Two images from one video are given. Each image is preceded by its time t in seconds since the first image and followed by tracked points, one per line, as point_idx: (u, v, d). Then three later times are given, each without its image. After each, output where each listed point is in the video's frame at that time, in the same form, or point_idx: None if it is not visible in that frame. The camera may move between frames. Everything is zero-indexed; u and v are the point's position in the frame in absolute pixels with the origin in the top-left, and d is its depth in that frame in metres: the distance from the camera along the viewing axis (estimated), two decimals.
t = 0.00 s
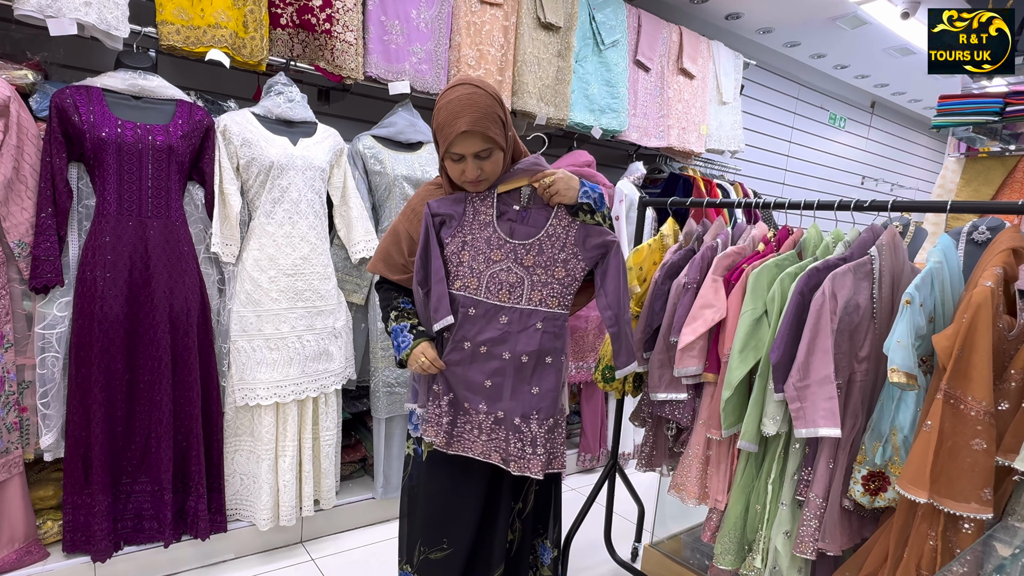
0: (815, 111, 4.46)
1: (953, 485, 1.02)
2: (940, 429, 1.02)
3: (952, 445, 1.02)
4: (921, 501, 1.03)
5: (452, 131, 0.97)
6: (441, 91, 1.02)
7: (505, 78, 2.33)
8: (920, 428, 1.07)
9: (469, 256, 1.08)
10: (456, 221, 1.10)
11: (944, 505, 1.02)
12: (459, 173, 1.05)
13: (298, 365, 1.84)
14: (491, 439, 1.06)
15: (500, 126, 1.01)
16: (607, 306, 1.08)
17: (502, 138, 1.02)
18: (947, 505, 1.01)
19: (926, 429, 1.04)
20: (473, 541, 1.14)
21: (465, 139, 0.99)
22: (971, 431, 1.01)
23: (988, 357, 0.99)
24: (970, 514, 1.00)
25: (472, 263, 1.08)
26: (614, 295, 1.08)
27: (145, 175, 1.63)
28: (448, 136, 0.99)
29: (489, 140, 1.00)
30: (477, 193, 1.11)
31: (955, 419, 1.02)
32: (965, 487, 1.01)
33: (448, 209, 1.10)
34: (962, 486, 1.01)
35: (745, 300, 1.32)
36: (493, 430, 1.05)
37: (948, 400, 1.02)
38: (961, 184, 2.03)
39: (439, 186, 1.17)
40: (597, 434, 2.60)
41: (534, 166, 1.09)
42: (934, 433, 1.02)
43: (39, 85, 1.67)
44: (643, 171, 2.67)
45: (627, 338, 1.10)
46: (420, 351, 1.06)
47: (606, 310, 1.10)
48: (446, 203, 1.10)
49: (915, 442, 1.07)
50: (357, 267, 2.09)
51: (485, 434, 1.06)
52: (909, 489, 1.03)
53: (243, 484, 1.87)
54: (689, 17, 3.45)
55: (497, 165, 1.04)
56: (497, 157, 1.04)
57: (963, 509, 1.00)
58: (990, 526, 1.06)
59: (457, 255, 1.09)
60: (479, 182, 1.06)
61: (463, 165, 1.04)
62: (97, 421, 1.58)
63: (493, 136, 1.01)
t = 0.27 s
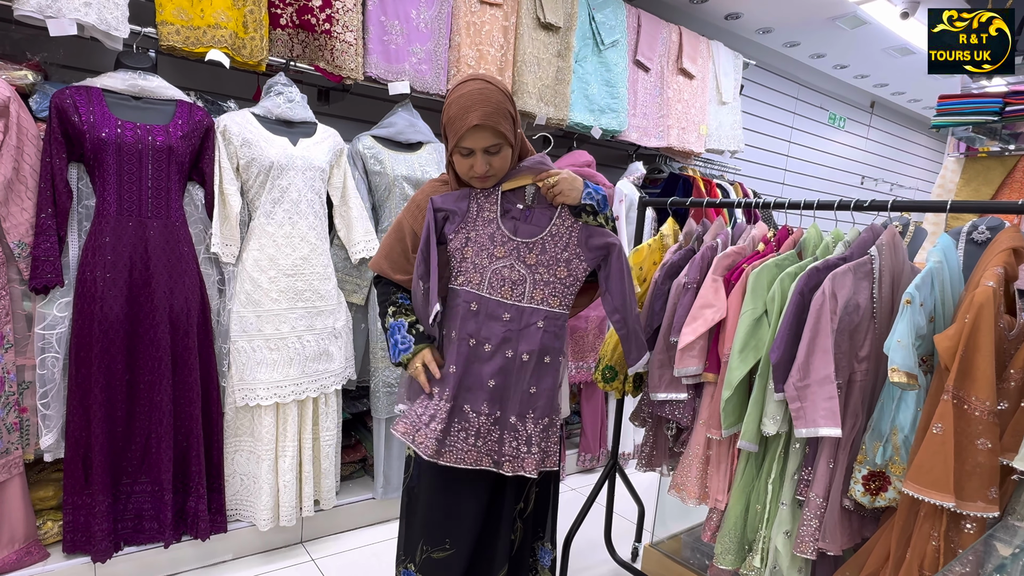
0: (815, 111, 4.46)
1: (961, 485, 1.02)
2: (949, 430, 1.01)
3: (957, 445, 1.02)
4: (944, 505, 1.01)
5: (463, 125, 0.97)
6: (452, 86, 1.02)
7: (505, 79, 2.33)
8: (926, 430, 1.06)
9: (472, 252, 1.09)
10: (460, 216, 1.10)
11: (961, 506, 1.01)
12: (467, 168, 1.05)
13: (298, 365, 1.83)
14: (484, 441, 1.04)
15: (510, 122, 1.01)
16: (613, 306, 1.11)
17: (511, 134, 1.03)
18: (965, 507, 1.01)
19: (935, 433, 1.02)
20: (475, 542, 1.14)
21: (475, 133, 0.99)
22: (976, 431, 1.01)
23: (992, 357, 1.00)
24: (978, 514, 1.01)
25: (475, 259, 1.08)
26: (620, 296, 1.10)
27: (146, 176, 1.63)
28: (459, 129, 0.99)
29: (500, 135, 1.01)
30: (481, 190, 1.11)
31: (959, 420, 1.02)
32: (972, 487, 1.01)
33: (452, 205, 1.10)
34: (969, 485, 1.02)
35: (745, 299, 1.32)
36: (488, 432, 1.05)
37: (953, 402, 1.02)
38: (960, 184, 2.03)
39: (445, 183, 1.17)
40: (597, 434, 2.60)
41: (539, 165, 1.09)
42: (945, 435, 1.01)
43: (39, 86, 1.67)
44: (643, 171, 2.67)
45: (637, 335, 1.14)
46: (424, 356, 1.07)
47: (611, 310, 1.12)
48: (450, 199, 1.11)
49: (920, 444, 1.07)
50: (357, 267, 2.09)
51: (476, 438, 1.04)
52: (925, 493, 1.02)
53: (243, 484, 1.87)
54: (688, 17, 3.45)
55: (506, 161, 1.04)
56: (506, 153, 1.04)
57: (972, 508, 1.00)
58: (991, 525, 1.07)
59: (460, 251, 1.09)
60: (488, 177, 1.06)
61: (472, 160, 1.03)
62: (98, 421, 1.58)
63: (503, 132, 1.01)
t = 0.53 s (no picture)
0: (814, 110, 4.46)
1: (960, 484, 1.02)
2: (949, 430, 1.01)
3: (957, 445, 1.02)
4: (940, 505, 1.02)
5: (470, 121, 0.98)
6: (457, 85, 1.03)
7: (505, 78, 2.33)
8: (927, 429, 1.06)
9: (476, 250, 1.07)
10: (463, 216, 1.09)
11: (957, 506, 1.02)
12: (473, 166, 1.05)
13: (298, 365, 1.83)
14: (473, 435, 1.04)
15: (516, 119, 1.03)
16: (612, 302, 1.10)
17: (516, 131, 1.04)
18: (960, 507, 1.01)
19: (934, 431, 1.03)
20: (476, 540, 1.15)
21: (482, 130, 1.00)
22: (976, 431, 1.01)
23: (992, 357, 1.00)
24: (977, 514, 1.01)
25: (479, 257, 1.06)
26: (619, 293, 1.09)
27: (145, 176, 1.63)
28: (466, 127, 1.00)
29: (505, 132, 1.02)
30: (484, 189, 1.10)
31: (960, 420, 1.02)
32: (972, 487, 1.01)
33: (454, 204, 1.09)
34: (969, 485, 1.02)
35: (745, 298, 1.32)
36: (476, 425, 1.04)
37: (953, 402, 1.02)
38: (960, 183, 2.03)
39: (447, 183, 1.17)
40: (596, 434, 2.60)
41: (542, 163, 1.10)
42: (945, 434, 1.01)
43: (37, 86, 1.66)
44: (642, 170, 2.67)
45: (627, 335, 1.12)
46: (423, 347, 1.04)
47: (609, 306, 1.11)
48: (452, 198, 1.10)
49: (920, 444, 1.07)
50: (356, 267, 2.09)
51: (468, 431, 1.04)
52: (923, 493, 1.02)
53: (242, 484, 1.87)
54: (688, 17, 3.45)
55: (510, 158, 1.06)
56: (511, 150, 1.05)
57: (971, 509, 1.00)
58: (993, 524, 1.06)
59: (465, 250, 1.07)
60: (493, 175, 1.07)
61: (477, 156, 1.04)
62: (97, 422, 1.57)
63: (509, 128, 1.03)
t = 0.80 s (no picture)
0: (814, 109, 4.45)
1: (958, 482, 1.02)
2: (947, 429, 1.01)
3: (956, 444, 1.02)
4: (933, 502, 1.02)
5: (487, 101, 1.00)
6: (455, 83, 1.06)
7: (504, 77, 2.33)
8: (926, 428, 1.06)
9: (472, 237, 1.09)
10: (466, 206, 1.12)
11: (952, 504, 1.01)
12: (490, 151, 1.05)
13: (298, 365, 1.83)
14: (456, 425, 1.01)
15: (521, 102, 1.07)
16: (615, 305, 1.09)
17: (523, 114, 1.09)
18: (955, 504, 1.01)
19: (932, 430, 1.03)
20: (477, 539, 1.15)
21: (498, 109, 1.02)
22: (975, 430, 1.01)
23: (991, 356, 1.00)
24: (975, 512, 1.01)
25: (474, 243, 1.08)
26: (622, 296, 1.09)
27: (144, 176, 1.63)
28: (478, 111, 1.02)
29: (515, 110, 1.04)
30: (488, 182, 1.12)
31: (958, 418, 1.02)
32: (970, 486, 1.01)
33: (459, 195, 1.12)
34: (966, 484, 1.01)
35: (745, 298, 1.32)
36: (461, 414, 1.02)
37: (952, 400, 1.02)
38: (960, 182, 2.02)
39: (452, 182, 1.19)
40: (597, 433, 2.60)
41: (546, 163, 1.11)
42: (942, 432, 1.01)
43: (37, 86, 1.66)
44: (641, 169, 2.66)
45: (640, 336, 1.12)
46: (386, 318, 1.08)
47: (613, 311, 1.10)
48: (455, 190, 1.13)
49: (919, 441, 1.07)
50: (356, 267, 2.09)
51: (451, 420, 1.01)
52: (920, 490, 1.02)
53: (243, 484, 1.87)
54: (688, 16, 3.45)
55: (522, 138, 1.07)
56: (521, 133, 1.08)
57: (968, 507, 1.00)
58: (993, 523, 1.06)
59: (462, 237, 1.10)
60: (511, 157, 1.07)
61: (494, 140, 1.05)
62: (97, 421, 1.57)
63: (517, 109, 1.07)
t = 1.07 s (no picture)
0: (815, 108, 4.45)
1: (959, 481, 1.02)
2: (949, 427, 1.01)
3: (957, 442, 1.02)
4: (937, 501, 1.02)
5: (495, 97, 1.03)
6: (459, 83, 1.08)
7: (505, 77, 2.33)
8: (927, 426, 1.06)
9: (482, 241, 1.09)
10: (475, 207, 1.12)
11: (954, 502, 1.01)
12: (498, 148, 1.08)
13: (299, 364, 1.83)
14: (475, 428, 1.01)
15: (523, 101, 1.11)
16: (620, 307, 1.08)
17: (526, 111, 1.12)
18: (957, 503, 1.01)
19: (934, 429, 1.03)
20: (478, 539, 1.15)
21: (505, 106, 1.05)
22: (977, 428, 1.01)
23: (992, 354, 0.99)
24: (977, 511, 1.01)
25: (484, 246, 1.08)
26: (627, 297, 1.08)
27: (145, 176, 1.63)
28: (487, 109, 1.04)
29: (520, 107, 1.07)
30: (494, 180, 1.12)
31: (960, 417, 1.02)
32: (972, 485, 1.01)
33: (467, 195, 1.12)
34: (968, 482, 1.02)
35: (745, 297, 1.32)
36: (480, 418, 1.02)
37: (954, 399, 1.02)
38: (961, 181, 2.02)
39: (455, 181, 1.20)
40: (597, 432, 2.60)
41: (553, 162, 1.11)
42: (944, 431, 1.01)
43: (37, 86, 1.66)
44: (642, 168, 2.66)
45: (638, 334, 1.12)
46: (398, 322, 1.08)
47: (618, 313, 1.09)
48: (463, 190, 1.12)
49: (920, 440, 1.07)
50: (357, 267, 2.09)
51: (470, 423, 1.02)
52: (920, 489, 1.02)
53: (243, 484, 1.87)
54: (688, 15, 3.45)
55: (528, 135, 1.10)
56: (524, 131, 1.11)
57: (970, 506, 1.00)
58: (994, 522, 1.06)
59: (472, 240, 1.10)
60: (518, 153, 1.09)
61: (501, 137, 1.07)
62: (98, 421, 1.58)
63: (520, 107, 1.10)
